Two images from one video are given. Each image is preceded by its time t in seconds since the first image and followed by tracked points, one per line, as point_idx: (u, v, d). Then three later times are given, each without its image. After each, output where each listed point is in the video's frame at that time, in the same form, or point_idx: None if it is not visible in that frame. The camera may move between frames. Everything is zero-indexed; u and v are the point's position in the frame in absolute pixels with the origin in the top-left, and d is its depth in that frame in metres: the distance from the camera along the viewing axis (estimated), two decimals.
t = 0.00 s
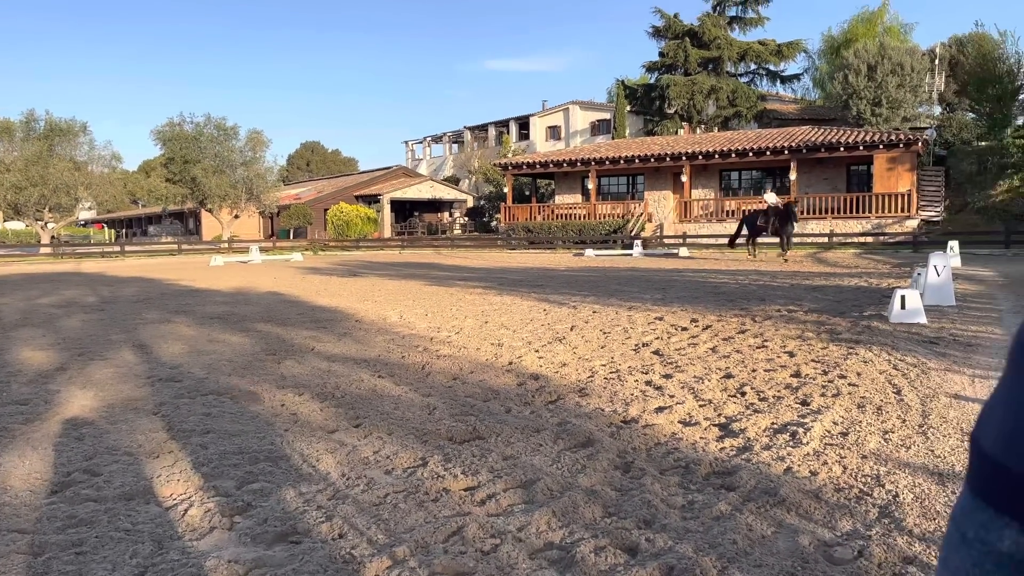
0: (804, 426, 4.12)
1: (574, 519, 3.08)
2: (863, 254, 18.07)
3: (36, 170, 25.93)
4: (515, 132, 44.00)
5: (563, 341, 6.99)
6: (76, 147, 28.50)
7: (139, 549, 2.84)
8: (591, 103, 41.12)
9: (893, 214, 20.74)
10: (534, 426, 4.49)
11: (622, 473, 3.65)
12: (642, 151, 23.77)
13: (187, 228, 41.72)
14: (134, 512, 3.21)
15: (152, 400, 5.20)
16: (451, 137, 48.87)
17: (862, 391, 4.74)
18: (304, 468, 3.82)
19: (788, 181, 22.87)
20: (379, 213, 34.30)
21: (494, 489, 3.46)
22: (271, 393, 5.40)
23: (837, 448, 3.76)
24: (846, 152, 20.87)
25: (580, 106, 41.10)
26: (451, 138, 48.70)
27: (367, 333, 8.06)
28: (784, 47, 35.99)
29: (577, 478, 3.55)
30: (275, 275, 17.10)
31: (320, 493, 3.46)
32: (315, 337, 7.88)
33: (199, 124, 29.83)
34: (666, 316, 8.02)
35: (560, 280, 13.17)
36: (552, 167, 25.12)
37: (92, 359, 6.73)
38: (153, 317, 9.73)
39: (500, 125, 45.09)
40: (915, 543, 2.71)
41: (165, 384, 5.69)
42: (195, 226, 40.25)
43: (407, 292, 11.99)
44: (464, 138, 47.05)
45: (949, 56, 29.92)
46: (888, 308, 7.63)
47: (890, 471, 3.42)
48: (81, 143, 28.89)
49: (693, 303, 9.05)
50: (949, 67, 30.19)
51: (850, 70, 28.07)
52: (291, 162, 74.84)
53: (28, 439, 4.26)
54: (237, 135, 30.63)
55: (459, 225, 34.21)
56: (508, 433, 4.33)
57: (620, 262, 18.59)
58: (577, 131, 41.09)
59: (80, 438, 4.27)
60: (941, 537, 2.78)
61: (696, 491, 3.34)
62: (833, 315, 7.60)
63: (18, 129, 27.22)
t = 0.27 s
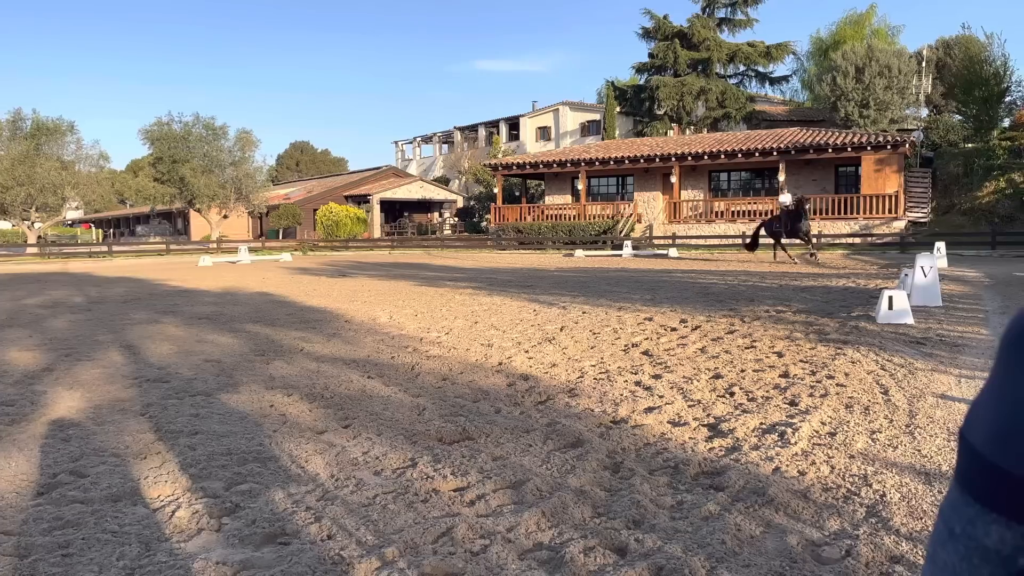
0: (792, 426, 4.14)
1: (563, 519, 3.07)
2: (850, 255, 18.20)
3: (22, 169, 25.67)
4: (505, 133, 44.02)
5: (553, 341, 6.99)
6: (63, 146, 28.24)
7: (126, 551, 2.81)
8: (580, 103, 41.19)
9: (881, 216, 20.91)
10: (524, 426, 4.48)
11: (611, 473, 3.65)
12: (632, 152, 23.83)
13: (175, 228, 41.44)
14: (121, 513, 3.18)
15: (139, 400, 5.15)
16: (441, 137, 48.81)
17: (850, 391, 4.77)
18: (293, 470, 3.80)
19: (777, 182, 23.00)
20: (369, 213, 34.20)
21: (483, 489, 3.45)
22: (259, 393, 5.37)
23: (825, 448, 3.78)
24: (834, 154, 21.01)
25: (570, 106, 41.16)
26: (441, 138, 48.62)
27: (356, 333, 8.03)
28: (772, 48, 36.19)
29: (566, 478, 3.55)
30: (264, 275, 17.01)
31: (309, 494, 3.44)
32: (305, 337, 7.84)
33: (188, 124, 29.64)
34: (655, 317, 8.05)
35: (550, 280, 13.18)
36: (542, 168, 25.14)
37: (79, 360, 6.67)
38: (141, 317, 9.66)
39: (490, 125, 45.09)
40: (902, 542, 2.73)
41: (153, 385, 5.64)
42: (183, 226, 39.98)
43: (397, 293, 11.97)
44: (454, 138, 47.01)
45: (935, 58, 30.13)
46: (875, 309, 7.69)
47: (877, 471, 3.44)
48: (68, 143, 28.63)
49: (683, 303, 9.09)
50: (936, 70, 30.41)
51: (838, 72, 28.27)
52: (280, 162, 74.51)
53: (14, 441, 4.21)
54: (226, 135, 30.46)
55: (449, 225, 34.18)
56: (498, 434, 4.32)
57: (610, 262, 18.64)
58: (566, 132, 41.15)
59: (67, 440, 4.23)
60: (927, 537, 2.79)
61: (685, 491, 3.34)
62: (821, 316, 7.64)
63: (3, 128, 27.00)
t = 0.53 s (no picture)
0: (785, 425, 4.15)
1: (556, 519, 3.07)
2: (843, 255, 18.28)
3: (12, 168, 25.50)
4: (498, 133, 44.01)
5: (546, 341, 7.00)
6: (54, 145, 28.05)
7: (117, 551, 2.79)
8: (574, 104, 41.22)
9: (873, 217, 21.00)
10: (517, 426, 4.48)
11: (603, 473, 3.65)
12: (625, 152, 23.86)
13: (167, 228, 41.24)
14: (113, 513, 3.16)
15: (131, 400, 5.12)
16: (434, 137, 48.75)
17: (843, 391, 4.79)
18: (286, 469, 3.78)
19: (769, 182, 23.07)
20: (361, 213, 34.11)
21: (476, 489, 3.44)
22: (252, 393, 5.35)
23: (817, 447, 3.79)
24: (826, 154, 21.10)
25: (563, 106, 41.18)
26: (435, 138, 48.56)
27: (349, 333, 8.01)
28: (765, 49, 36.29)
29: (559, 478, 3.55)
30: (257, 275, 16.94)
31: (302, 494, 3.42)
32: (297, 337, 7.81)
33: (180, 123, 29.49)
34: (648, 316, 8.06)
35: (543, 280, 13.19)
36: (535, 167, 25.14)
37: (70, 360, 6.62)
38: (132, 317, 9.61)
39: (483, 125, 45.07)
40: (894, 541, 2.74)
41: (144, 385, 5.61)
42: (175, 225, 39.79)
43: (390, 293, 11.95)
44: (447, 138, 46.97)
45: (927, 59, 30.28)
46: (867, 309, 7.72)
47: (869, 470, 3.46)
48: (58, 142, 28.45)
49: (676, 303, 9.11)
50: (927, 71, 30.56)
51: (830, 73, 28.39)
52: (272, 161, 74.22)
53: (3, 441, 4.17)
54: (218, 134, 30.34)
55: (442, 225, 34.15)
56: (490, 434, 4.31)
57: (603, 262, 18.66)
58: (560, 132, 41.18)
59: (58, 440, 4.20)
60: (919, 536, 2.80)
61: (678, 491, 3.34)
62: (813, 316, 7.66)
63: None
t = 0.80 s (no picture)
0: (780, 425, 4.16)
1: (551, 519, 3.07)
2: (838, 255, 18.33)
3: (6, 167, 25.34)
4: (494, 132, 44.00)
5: (541, 341, 7.00)
6: (48, 144, 27.89)
7: (112, 551, 2.78)
8: (569, 104, 41.23)
9: (868, 217, 21.05)
10: (512, 426, 4.48)
11: (598, 472, 3.65)
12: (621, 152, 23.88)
13: (161, 227, 41.07)
14: (107, 513, 3.15)
15: (125, 400, 5.10)
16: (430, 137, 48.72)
17: (837, 391, 4.80)
18: (280, 469, 3.78)
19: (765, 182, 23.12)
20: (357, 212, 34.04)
21: (472, 489, 3.44)
22: (246, 393, 5.33)
23: (812, 447, 3.80)
24: (821, 155, 21.16)
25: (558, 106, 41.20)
26: (430, 138, 48.52)
27: (345, 333, 7.99)
28: (760, 49, 36.35)
29: (554, 478, 3.55)
30: (251, 275, 16.88)
31: (297, 494, 3.42)
32: (292, 337, 7.79)
33: (175, 122, 29.38)
34: (643, 317, 8.06)
35: (538, 280, 13.19)
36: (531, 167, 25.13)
37: (63, 360, 6.58)
38: (126, 316, 9.57)
39: (479, 125, 45.05)
40: (888, 541, 2.75)
41: (139, 385, 5.59)
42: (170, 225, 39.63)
43: (385, 292, 11.93)
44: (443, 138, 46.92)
45: (921, 60, 30.40)
46: (862, 309, 7.74)
47: (863, 470, 3.47)
48: (53, 141, 28.28)
49: (671, 303, 9.11)
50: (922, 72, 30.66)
51: (825, 73, 28.48)
52: (267, 161, 74.00)
53: None
54: (213, 133, 30.24)
55: (438, 225, 34.11)
56: (486, 433, 4.31)
57: (599, 262, 18.66)
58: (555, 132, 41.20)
59: (52, 440, 4.18)
60: (912, 535, 2.81)
61: (672, 490, 3.35)
62: (808, 316, 7.68)
63: None
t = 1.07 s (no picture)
0: (776, 425, 4.17)
1: (547, 518, 3.07)
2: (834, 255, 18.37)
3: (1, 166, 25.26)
4: (491, 132, 44.00)
5: (538, 341, 7.00)
6: (44, 143, 27.79)
7: (107, 551, 2.77)
8: (567, 104, 41.24)
9: (864, 217, 21.10)
10: (509, 426, 4.48)
11: (595, 472, 3.65)
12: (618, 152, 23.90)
13: (158, 226, 40.99)
14: (103, 513, 3.14)
15: (121, 400, 5.08)
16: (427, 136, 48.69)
17: (833, 391, 4.81)
18: (277, 469, 3.77)
19: (761, 183, 23.15)
20: (354, 212, 34.01)
21: (468, 489, 3.44)
22: (243, 393, 5.32)
23: (808, 448, 3.81)
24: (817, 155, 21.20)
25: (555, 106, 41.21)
26: (427, 137, 48.51)
27: (341, 332, 7.99)
28: (757, 50, 36.40)
29: (551, 478, 3.55)
30: (248, 274, 16.86)
31: (293, 494, 3.41)
32: (289, 337, 7.78)
33: (171, 121, 29.31)
34: (640, 317, 8.07)
35: (535, 280, 13.20)
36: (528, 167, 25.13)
37: (59, 360, 6.57)
38: (122, 316, 9.55)
39: (476, 125, 45.05)
40: (884, 541, 2.75)
41: (134, 384, 5.57)
42: (166, 224, 39.55)
43: (382, 292, 11.93)
44: (440, 138, 46.91)
45: (917, 61, 30.47)
46: (858, 310, 7.76)
47: (859, 470, 3.47)
48: (49, 140, 28.18)
49: (667, 303, 9.13)
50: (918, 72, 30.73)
51: (822, 74, 28.52)
52: (264, 161, 73.89)
53: None
54: (210, 132, 30.18)
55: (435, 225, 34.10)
56: (482, 433, 4.31)
57: (596, 262, 18.68)
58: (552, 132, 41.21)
59: (47, 439, 4.17)
60: (908, 535, 2.82)
61: (668, 491, 3.35)
62: (804, 316, 7.70)
63: None
